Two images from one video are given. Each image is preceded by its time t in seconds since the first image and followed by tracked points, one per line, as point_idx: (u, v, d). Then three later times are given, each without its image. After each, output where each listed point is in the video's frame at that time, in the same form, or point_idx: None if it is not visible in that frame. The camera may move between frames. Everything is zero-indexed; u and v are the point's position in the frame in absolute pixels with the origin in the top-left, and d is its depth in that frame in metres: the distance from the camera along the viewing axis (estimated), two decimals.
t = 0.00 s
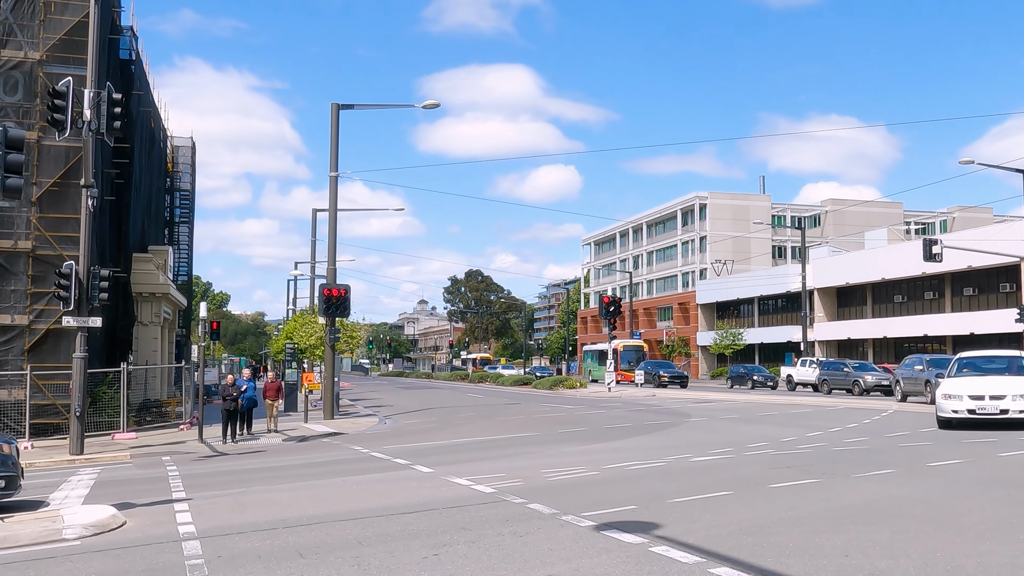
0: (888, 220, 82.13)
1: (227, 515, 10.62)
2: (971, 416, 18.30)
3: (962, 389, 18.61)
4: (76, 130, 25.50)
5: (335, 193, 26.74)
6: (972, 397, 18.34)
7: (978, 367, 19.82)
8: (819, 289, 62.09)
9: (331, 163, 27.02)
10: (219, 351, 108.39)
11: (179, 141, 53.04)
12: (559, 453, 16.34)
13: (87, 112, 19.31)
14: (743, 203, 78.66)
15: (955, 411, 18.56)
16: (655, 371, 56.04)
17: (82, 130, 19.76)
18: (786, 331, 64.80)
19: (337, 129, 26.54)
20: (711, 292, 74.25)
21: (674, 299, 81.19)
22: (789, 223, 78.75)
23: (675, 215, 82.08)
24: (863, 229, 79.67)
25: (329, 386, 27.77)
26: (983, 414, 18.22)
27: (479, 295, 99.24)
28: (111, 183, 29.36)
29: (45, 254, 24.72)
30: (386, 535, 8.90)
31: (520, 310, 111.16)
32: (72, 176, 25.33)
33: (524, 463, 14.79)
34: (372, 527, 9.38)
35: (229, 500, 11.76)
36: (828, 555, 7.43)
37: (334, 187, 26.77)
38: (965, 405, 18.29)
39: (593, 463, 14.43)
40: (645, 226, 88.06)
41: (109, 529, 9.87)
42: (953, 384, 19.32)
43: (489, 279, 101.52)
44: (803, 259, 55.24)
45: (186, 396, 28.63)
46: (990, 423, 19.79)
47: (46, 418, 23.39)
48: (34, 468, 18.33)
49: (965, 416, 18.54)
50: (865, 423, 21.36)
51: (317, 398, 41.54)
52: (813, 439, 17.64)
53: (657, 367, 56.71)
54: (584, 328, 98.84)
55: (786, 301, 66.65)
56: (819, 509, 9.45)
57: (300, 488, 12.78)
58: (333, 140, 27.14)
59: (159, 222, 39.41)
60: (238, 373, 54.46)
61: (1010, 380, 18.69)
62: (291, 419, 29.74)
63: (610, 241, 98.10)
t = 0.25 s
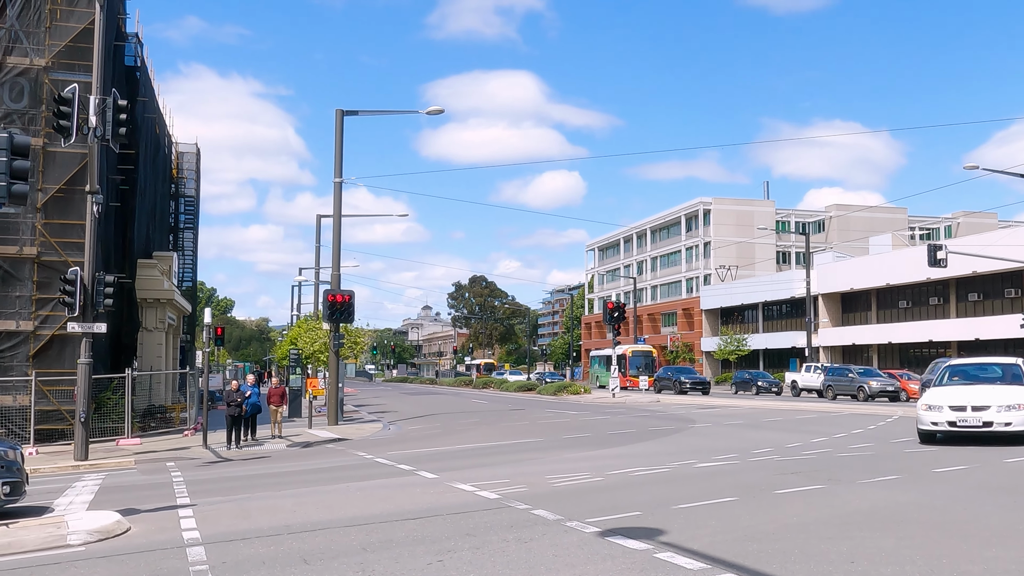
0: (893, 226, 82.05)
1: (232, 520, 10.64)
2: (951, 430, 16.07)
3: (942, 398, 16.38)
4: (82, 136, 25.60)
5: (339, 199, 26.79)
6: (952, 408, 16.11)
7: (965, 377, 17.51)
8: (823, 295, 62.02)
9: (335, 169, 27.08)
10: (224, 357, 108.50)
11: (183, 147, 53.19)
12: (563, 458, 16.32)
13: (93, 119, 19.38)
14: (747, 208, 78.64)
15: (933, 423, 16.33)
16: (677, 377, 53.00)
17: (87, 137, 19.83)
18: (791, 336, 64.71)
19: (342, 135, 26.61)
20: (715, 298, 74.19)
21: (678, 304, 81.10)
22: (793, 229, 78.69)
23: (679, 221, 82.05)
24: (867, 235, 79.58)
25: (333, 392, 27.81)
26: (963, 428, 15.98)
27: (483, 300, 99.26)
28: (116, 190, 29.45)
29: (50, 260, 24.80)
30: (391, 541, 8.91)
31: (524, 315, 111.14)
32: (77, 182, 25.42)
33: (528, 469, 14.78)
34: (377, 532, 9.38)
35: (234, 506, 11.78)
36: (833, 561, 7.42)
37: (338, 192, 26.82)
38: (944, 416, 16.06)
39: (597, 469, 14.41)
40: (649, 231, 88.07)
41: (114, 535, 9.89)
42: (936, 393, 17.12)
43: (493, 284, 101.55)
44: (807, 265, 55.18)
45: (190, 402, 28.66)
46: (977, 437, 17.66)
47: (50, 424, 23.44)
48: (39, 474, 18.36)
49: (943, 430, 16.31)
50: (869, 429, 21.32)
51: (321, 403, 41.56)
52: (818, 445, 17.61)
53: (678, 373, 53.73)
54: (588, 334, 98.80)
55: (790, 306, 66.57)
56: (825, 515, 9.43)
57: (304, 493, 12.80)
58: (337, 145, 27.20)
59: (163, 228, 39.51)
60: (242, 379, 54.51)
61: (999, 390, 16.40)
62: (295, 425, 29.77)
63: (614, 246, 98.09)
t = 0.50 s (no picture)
0: (897, 234, 81.98)
1: (236, 529, 10.64)
2: (919, 449, 14.02)
3: (910, 413, 14.30)
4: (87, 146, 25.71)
5: (344, 208, 26.86)
6: (920, 424, 14.03)
7: (944, 386, 15.38)
8: (828, 303, 61.94)
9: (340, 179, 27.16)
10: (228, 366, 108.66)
11: (189, 157, 53.39)
12: (568, 467, 16.27)
13: (99, 128, 19.47)
14: (752, 217, 78.62)
15: (900, 441, 14.29)
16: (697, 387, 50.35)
17: (94, 146, 19.93)
18: (796, 345, 64.59)
19: (347, 144, 26.69)
20: (720, 306, 74.08)
21: (683, 313, 81.02)
22: (798, 237, 78.66)
23: (683, 229, 82.05)
24: (872, 243, 79.50)
25: (337, 401, 27.80)
26: (931, 448, 13.93)
27: (487, 310, 99.33)
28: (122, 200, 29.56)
29: (56, 269, 24.88)
30: (396, 550, 8.90)
31: (528, 325, 111.14)
32: (83, 192, 25.52)
33: (533, 478, 14.75)
34: (381, 541, 9.38)
35: (238, 515, 11.77)
36: (840, 571, 7.38)
37: (343, 201, 26.88)
38: (911, 434, 14.03)
39: (602, 478, 14.39)
40: (654, 240, 88.09)
41: (118, 544, 9.89)
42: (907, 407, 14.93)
43: (498, 293, 101.60)
44: (812, 274, 55.10)
45: (195, 411, 28.66)
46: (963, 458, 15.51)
47: (56, 433, 23.48)
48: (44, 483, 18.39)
49: (911, 449, 14.26)
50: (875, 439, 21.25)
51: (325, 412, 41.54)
52: (823, 454, 17.57)
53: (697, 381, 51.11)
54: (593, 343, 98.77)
55: (795, 315, 66.50)
56: (830, 524, 9.40)
57: (309, 502, 12.79)
58: (342, 155, 27.28)
59: (168, 237, 39.61)
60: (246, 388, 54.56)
61: (977, 403, 14.28)
62: (300, 434, 29.76)
63: (619, 255, 98.13)
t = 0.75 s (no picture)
0: (903, 244, 81.84)
1: (242, 540, 10.62)
2: (867, 475, 12.10)
3: (859, 431, 12.40)
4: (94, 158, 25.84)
5: (349, 219, 26.93)
6: (868, 445, 12.13)
7: (911, 399, 13.35)
8: (835, 314, 61.82)
9: (345, 190, 27.24)
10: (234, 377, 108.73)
11: (195, 168, 53.62)
12: (573, 478, 16.22)
13: (106, 140, 19.58)
14: (757, 227, 78.56)
15: (848, 465, 12.38)
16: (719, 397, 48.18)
17: (101, 158, 20.03)
18: (802, 355, 64.43)
19: (352, 155, 26.79)
20: (726, 317, 73.94)
21: (688, 323, 80.86)
22: (804, 247, 78.60)
23: (689, 240, 82.03)
24: (878, 253, 79.37)
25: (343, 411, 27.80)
26: (881, 472, 11.97)
27: (492, 320, 99.32)
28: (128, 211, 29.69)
29: (62, 280, 24.97)
30: (401, 561, 8.88)
31: (534, 335, 111.08)
32: (90, 203, 25.64)
33: (539, 489, 14.70)
34: (386, 553, 9.35)
35: (243, 526, 11.76)
36: None
37: (349, 213, 26.95)
38: (858, 457, 12.14)
39: (608, 489, 14.33)
40: (659, 250, 88.08)
41: (123, 555, 9.88)
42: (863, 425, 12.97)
43: (503, 304, 101.61)
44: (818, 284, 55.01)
45: (201, 422, 28.66)
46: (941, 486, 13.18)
47: (62, 444, 23.50)
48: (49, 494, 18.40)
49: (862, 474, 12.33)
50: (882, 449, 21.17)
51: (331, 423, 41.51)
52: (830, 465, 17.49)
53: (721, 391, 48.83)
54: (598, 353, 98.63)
55: (801, 325, 66.37)
56: (837, 536, 9.35)
57: (314, 513, 12.77)
58: (347, 166, 27.37)
59: (175, 248, 39.74)
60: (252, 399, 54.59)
61: (938, 420, 12.27)
62: (305, 444, 29.77)
63: (624, 266, 98.13)
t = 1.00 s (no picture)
0: (908, 253, 81.72)
1: (246, 550, 10.62)
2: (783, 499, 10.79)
3: (780, 452, 11.14)
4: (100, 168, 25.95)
5: (354, 228, 26.98)
6: (785, 466, 10.86)
7: (854, 417, 11.97)
8: (840, 323, 61.70)
9: (349, 200, 27.30)
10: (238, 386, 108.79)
11: (200, 178, 53.77)
12: (577, 488, 16.16)
13: (112, 150, 19.65)
14: (762, 237, 78.50)
15: (765, 489, 11.07)
16: (738, 408, 46.56)
17: (107, 167, 20.11)
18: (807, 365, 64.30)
19: (357, 164, 26.86)
20: (730, 326, 73.82)
21: (693, 333, 80.75)
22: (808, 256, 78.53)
23: (693, 249, 82.01)
24: (883, 262, 79.25)
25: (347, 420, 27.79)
26: (798, 497, 10.64)
27: (497, 329, 99.28)
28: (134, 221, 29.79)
29: (68, 289, 25.04)
30: (405, 571, 8.88)
31: (538, 344, 111.01)
32: (96, 213, 25.73)
33: (543, 499, 14.68)
34: (391, 562, 9.35)
35: (247, 536, 11.75)
36: None
37: (353, 222, 27.00)
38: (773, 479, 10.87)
39: (612, 499, 14.30)
40: (663, 260, 88.06)
41: (128, 564, 9.89)
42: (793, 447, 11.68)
43: (507, 313, 101.60)
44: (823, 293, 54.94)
45: (205, 431, 28.68)
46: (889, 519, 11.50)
47: (67, 454, 23.51)
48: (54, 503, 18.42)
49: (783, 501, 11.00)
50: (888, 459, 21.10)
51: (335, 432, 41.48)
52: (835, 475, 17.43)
53: (740, 401, 47.18)
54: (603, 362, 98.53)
55: (806, 334, 66.23)
56: (843, 546, 9.32)
57: (318, 523, 12.76)
58: (352, 175, 27.43)
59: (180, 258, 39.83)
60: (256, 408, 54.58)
61: (868, 440, 10.90)
62: (309, 454, 29.77)
63: (628, 275, 98.12)
